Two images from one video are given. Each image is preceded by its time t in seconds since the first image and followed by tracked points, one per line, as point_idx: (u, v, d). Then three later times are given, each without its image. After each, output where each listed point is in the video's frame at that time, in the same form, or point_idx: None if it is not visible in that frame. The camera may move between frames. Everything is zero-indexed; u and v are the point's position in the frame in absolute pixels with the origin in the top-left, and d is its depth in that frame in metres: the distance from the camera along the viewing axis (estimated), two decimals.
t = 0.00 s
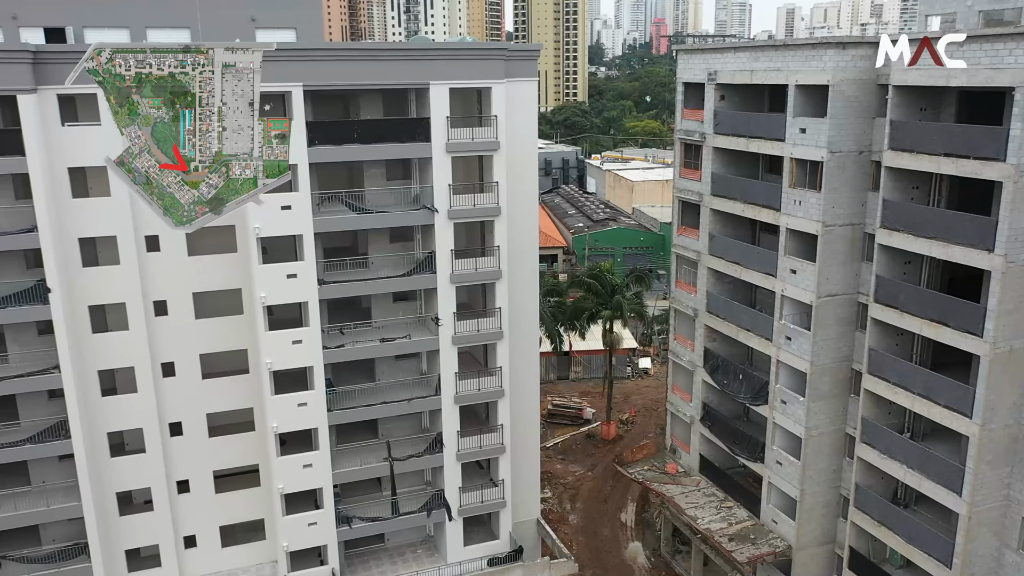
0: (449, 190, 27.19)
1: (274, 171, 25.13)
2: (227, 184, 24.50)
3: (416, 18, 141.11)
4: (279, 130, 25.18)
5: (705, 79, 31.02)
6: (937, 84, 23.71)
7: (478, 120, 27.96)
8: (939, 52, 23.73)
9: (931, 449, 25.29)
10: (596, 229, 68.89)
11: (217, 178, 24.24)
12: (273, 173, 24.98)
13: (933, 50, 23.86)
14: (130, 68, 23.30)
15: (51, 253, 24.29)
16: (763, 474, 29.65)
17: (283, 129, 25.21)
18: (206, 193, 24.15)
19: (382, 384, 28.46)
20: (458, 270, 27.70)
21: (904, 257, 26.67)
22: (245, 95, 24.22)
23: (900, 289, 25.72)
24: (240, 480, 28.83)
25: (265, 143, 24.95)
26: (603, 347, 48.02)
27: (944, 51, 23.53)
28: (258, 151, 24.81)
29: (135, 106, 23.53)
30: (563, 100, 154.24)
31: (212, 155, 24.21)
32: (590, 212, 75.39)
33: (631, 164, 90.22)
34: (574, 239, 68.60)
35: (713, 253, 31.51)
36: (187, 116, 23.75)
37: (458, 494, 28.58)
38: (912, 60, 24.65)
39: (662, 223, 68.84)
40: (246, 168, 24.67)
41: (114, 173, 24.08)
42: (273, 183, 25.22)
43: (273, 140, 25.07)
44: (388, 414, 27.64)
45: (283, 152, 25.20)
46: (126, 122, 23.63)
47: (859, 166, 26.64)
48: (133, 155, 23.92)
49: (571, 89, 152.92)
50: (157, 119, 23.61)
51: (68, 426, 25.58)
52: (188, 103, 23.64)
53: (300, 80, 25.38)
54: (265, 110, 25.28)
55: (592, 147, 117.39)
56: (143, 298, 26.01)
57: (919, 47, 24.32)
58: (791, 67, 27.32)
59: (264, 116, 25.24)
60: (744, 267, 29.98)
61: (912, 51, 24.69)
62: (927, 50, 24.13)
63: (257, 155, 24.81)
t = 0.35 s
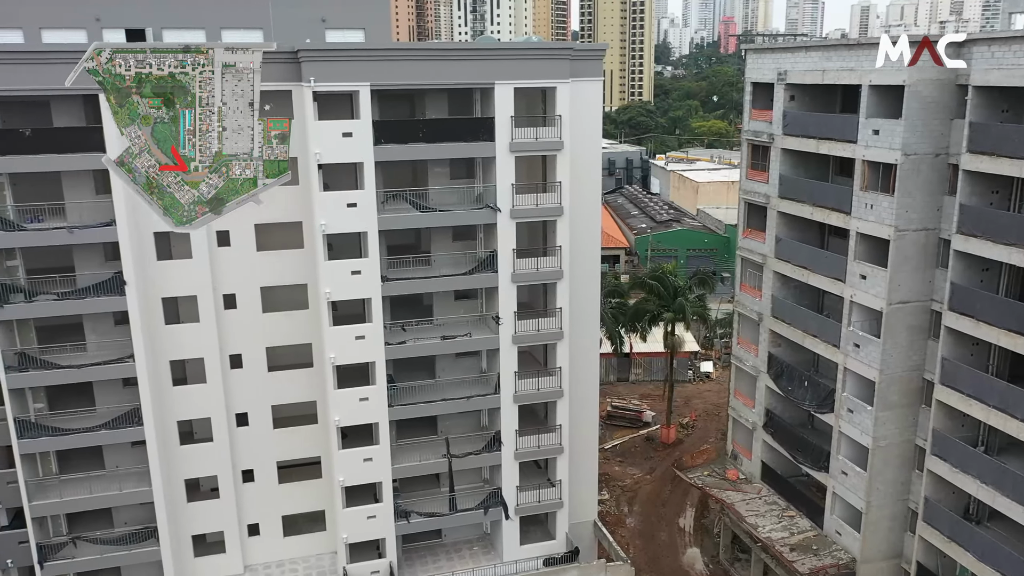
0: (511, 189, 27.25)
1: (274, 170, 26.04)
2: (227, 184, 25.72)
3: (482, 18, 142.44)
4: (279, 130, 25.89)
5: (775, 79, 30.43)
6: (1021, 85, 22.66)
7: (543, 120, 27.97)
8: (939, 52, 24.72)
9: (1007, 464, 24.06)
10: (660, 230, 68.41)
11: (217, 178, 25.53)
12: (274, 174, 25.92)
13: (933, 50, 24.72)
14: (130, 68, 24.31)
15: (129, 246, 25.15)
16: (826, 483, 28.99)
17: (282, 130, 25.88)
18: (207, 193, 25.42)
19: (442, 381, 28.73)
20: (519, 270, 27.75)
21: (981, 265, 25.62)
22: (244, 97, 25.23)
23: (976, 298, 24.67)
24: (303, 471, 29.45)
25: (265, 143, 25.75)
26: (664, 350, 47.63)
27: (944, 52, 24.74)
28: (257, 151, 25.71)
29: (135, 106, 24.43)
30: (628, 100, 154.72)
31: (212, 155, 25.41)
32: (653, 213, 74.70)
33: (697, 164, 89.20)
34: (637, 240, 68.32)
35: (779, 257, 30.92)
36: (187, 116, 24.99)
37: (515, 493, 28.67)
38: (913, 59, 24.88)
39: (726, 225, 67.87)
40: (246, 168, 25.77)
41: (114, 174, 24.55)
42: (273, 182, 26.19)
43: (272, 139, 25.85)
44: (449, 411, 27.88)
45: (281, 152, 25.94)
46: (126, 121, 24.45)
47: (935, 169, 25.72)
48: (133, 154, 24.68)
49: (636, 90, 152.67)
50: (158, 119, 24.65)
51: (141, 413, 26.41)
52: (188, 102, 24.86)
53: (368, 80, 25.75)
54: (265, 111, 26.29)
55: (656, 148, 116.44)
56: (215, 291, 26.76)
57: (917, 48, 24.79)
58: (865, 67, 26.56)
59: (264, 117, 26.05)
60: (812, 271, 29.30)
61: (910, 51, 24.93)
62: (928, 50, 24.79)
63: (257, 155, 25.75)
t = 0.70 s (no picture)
0: (575, 189, 27.17)
1: (275, 171, 26.52)
2: (227, 183, 26.64)
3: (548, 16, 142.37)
4: (279, 130, 26.36)
5: (848, 79, 29.63)
6: None
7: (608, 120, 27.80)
8: (939, 53, 25.73)
9: None
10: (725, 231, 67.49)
11: (217, 178, 26.67)
12: (273, 174, 26.38)
13: (932, 51, 25.94)
14: (130, 68, 25.69)
15: (201, 239, 25.82)
16: (894, 496, 28.13)
17: (283, 131, 26.36)
18: (205, 192, 26.45)
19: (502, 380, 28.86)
20: (581, 270, 27.66)
21: None
22: (244, 98, 26.10)
23: None
24: (363, 465, 29.92)
25: (265, 144, 26.40)
26: (727, 354, 46.96)
27: (944, 52, 25.49)
28: (257, 151, 26.41)
29: (135, 106, 25.86)
30: (694, 99, 150.66)
31: (213, 155, 26.75)
32: (717, 214, 73.64)
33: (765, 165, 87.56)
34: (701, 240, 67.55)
35: (849, 262, 30.15)
36: (187, 115, 26.41)
37: (572, 494, 28.61)
38: (912, 60, 26.85)
39: (793, 228, 66.52)
40: (245, 169, 26.48)
41: (115, 173, 25.78)
42: (273, 183, 26.61)
43: (272, 140, 26.46)
44: (508, 409, 27.92)
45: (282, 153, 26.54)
46: (126, 122, 25.77)
47: (1018, 173, 24.59)
48: (133, 155, 25.97)
49: (703, 89, 150.02)
50: (157, 119, 26.10)
51: (209, 403, 27.10)
52: (188, 103, 26.29)
53: (434, 79, 25.95)
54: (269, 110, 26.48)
55: (723, 148, 114.65)
56: (281, 286, 27.36)
57: (918, 48, 26.48)
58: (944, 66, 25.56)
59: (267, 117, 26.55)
60: (883, 277, 28.47)
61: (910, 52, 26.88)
62: (927, 50, 26.20)
63: (257, 155, 26.40)
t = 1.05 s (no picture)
0: (639, 190, 26.95)
1: (273, 172, 26.14)
2: (227, 183, 26.24)
3: (615, 15, 141.37)
4: (279, 130, 26.02)
5: (926, 79, 28.69)
6: None
7: (674, 120, 27.47)
8: (938, 54, 28.04)
9: None
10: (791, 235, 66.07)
11: (217, 178, 26.23)
12: (271, 174, 25.96)
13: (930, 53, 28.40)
14: (130, 68, 25.20)
15: (270, 235, 26.40)
16: (966, 511, 27.11)
17: (283, 129, 25.97)
18: (206, 192, 26.17)
19: (562, 380, 28.90)
20: (644, 272, 27.42)
21: None
22: (244, 97, 25.78)
23: None
24: (423, 460, 30.27)
25: (265, 144, 26.00)
26: (792, 360, 45.99)
27: (942, 53, 27.86)
28: (258, 151, 26.04)
29: (135, 106, 25.45)
30: (762, 99, 147.00)
31: (213, 155, 26.17)
32: (785, 217, 72.36)
33: (834, 167, 85.21)
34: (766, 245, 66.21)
35: (923, 268, 29.24)
36: (187, 116, 25.81)
37: (631, 497, 28.46)
38: (912, 60, 29.21)
39: (864, 233, 64.61)
40: (245, 168, 26.11)
41: (116, 173, 25.79)
42: (273, 183, 26.25)
43: (272, 140, 26.05)
44: (568, 410, 27.88)
45: (282, 150, 26.08)
46: (127, 122, 25.53)
47: None
48: (133, 155, 25.76)
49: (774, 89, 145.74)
50: (157, 119, 25.59)
51: (275, 395, 27.75)
52: (188, 102, 25.71)
53: (500, 79, 26.06)
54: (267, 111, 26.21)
55: (791, 150, 112.03)
56: (346, 283, 27.84)
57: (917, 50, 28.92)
58: None
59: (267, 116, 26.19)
60: (960, 285, 27.47)
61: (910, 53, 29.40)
62: (926, 52, 28.67)
63: (257, 155, 26.05)
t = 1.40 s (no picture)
0: (705, 192, 26.58)
1: (272, 172, 27.05)
2: (227, 183, 26.95)
3: (683, 15, 139.63)
4: (279, 129, 26.40)
5: (1009, 79, 27.54)
6: None
7: (742, 121, 27.07)
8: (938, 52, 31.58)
9: None
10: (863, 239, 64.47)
11: (216, 178, 26.87)
12: (271, 173, 26.90)
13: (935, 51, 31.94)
14: (130, 68, 25.91)
15: (337, 231, 26.86)
16: None
17: (283, 129, 26.31)
18: (206, 192, 26.81)
19: (622, 382, 28.76)
20: (708, 275, 27.05)
21: None
22: (245, 98, 26.20)
23: None
24: (481, 458, 30.49)
25: (265, 144, 26.59)
26: (861, 368, 44.76)
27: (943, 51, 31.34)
28: (258, 151, 26.74)
29: (135, 106, 25.99)
30: (835, 100, 141.55)
31: (213, 155, 26.79)
32: (858, 220, 70.67)
33: (911, 170, 82.39)
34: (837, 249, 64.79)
35: (1002, 275, 28.07)
36: (187, 116, 26.32)
37: (690, 503, 28.09)
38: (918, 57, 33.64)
39: (941, 238, 62.30)
40: (245, 168, 26.92)
41: (115, 173, 26.33)
42: (272, 182, 27.27)
43: (273, 140, 26.55)
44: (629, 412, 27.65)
45: (281, 148, 26.58)
46: (127, 122, 26.04)
47: None
48: (133, 155, 26.31)
49: (847, 88, 138.83)
50: (158, 119, 26.18)
51: (338, 389, 28.22)
52: (188, 103, 26.21)
53: (565, 79, 26.01)
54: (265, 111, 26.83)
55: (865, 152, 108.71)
56: (410, 280, 28.19)
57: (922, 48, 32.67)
58: None
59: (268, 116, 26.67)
60: None
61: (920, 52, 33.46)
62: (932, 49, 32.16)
63: (257, 156, 26.81)
